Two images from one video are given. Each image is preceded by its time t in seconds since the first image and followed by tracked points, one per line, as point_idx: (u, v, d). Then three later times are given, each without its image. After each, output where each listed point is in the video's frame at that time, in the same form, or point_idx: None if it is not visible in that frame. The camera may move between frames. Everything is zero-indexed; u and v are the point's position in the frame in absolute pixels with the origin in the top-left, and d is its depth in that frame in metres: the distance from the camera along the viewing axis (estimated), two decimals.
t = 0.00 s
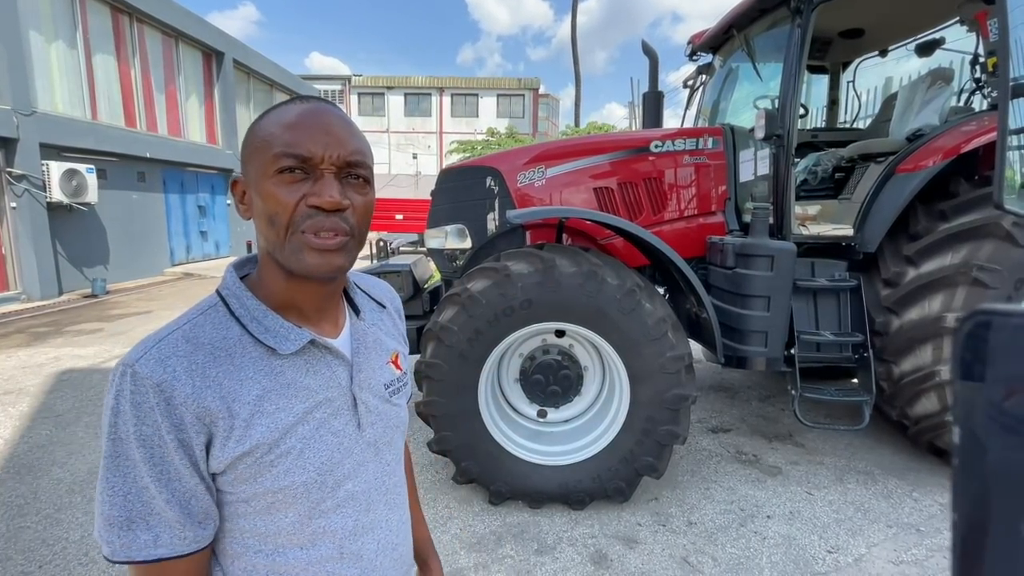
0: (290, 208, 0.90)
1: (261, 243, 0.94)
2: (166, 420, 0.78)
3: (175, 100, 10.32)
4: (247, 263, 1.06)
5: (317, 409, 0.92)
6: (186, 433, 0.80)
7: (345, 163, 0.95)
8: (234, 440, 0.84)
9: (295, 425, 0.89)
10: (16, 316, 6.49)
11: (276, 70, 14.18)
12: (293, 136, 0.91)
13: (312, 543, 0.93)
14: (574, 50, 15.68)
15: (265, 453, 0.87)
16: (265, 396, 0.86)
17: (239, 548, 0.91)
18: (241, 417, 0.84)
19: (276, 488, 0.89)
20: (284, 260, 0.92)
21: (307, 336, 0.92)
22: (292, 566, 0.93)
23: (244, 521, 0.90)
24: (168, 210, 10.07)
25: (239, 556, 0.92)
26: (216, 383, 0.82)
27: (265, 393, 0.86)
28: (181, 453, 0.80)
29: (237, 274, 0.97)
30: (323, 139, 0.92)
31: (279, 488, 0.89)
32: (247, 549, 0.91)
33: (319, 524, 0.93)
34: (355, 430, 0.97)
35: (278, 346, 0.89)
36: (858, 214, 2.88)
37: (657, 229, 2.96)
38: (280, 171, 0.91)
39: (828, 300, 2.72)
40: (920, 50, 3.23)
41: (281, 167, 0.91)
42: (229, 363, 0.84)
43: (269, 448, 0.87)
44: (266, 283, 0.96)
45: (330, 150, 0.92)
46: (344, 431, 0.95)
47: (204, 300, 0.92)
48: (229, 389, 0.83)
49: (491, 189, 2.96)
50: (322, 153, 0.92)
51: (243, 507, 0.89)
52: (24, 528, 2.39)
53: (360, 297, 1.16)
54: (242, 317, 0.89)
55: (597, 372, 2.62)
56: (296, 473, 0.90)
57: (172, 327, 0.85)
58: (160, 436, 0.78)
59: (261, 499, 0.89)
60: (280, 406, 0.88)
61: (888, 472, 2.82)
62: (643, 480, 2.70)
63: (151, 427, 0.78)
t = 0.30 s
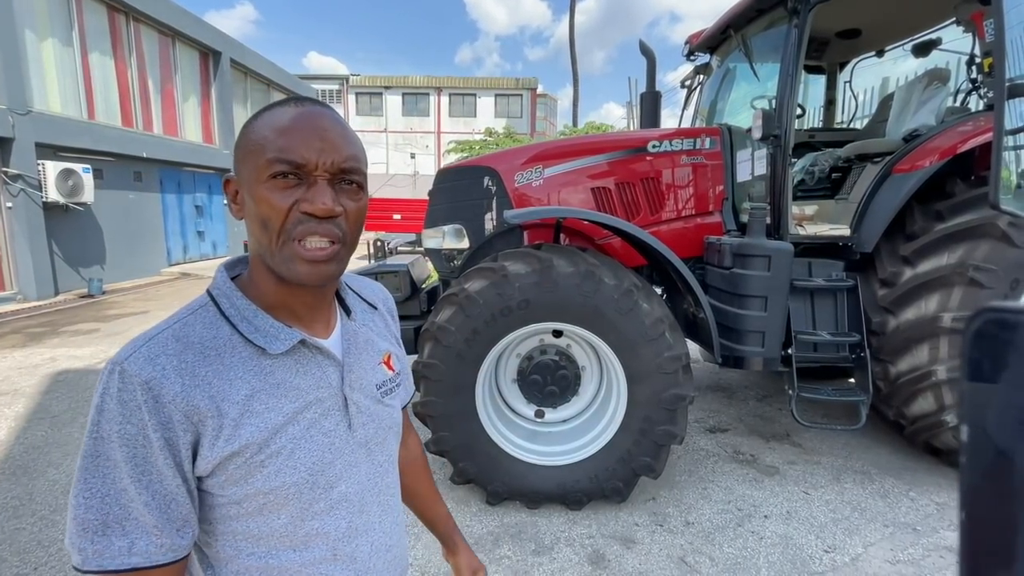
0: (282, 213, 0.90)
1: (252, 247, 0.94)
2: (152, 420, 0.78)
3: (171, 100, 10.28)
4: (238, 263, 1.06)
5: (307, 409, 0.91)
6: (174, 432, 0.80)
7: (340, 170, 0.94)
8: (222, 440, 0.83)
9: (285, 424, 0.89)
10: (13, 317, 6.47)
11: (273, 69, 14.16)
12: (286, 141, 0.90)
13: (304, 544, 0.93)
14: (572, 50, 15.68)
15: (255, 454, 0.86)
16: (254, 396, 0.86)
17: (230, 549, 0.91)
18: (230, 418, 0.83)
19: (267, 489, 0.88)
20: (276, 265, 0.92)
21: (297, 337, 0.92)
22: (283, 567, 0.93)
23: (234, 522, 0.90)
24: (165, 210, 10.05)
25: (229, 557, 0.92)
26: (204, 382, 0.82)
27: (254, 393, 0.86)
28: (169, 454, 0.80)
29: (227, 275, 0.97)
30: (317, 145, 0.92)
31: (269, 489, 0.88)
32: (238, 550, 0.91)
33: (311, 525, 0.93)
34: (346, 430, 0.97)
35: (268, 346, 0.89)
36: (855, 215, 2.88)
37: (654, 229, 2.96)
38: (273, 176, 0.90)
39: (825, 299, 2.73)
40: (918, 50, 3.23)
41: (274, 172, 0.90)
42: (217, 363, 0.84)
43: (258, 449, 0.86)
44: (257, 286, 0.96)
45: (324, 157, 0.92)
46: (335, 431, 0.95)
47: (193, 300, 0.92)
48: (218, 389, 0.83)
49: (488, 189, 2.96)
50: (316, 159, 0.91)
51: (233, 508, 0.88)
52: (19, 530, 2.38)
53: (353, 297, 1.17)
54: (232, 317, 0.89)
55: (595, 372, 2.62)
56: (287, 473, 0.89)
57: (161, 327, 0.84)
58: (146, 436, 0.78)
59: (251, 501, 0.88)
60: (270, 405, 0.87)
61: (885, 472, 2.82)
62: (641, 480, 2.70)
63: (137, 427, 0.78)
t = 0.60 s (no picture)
0: (276, 204, 0.90)
1: (245, 242, 0.93)
2: (147, 421, 0.78)
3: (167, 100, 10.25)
4: (231, 262, 1.05)
5: (302, 408, 0.91)
6: (167, 433, 0.79)
7: (332, 161, 0.94)
8: (217, 440, 0.83)
9: (280, 424, 0.89)
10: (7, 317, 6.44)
11: (269, 69, 14.12)
12: (278, 133, 0.91)
13: (299, 544, 0.93)
14: (569, 50, 15.70)
15: (250, 454, 0.86)
16: (248, 396, 0.86)
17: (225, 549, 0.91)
18: (224, 418, 0.83)
19: (262, 489, 0.88)
20: (269, 258, 0.91)
21: (291, 335, 0.92)
22: (278, 567, 0.92)
23: (229, 522, 0.89)
24: (161, 210, 10.02)
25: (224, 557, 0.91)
26: (197, 382, 0.82)
27: (248, 393, 0.86)
28: (165, 455, 0.79)
29: (219, 273, 0.97)
30: (308, 136, 0.92)
31: (264, 489, 0.88)
32: (232, 550, 0.91)
33: (305, 524, 0.93)
34: (340, 429, 0.97)
35: (261, 345, 0.88)
36: (850, 215, 2.90)
37: (651, 229, 2.97)
38: (265, 168, 0.90)
39: (821, 299, 2.74)
40: (913, 50, 3.24)
41: (266, 164, 0.90)
42: (211, 364, 0.84)
43: (254, 449, 0.86)
44: (251, 282, 0.95)
45: (316, 148, 0.92)
46: (330, 431, 0.95)
47: (186, 299, 0.91)
48: (211, 389, 0.83)
49: (486, 189, 2.96)
50: (308, 150, 0.91)
51: (229, 508, 0.88)
52: (13, 531, 2.37)
53: (346, 296, 1.16)
54: (225, 317, 0.89)
55: (592, 372, 2.63)
56: (281, 473, 0.89)
57: (152, 327, 0.84)
58: (141, 436, 0.77)
59: (247, 500, 0.88)
60: (264, 405, 0.87)
61: (881, 470, 2.83)
62: (638, 480, 2.70)
63: (132, 428, 0.77)
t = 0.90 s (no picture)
0: (266, 209, 0.90)
1: (236, 245, 0.94)
2: (140, 424, 0.78)
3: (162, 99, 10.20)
4: (222, 264, 1.06)
5: (295, 410, 0.91)
6: (161, 437, 0.79)
7: (322, 164, 0.94)
8: (211, 442, 0.83)
9: (274, 426, 0.89)
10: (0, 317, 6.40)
11: (266, 68, 14.07)
12: (268, 136, 0.91)
13: (294, 545, 0.93)
14: (566, 50, 15.70)
15: (244, 457, 0.86)
16: (241, 398, 0.86)
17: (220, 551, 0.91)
18: (218, 421, 0.83)
19: (257, 491, 0.88)
20: (261, 261, 0.91)
21: (284, 338, 0.92)
22: (273, 569, 0.92)
23: (224, 524, 0.89)
24: (156, 210, 9.99)
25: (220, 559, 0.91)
26: (190, 386, 0.82)
27: (241, 395, 0.86)
28: (159, 458, 0.79)
29: (211, 276, 0.97)
30: (299, 140, 0.92)
31: (259, 490, 0.88)
32: (227, 552, 0.91)
33: (300, 525, 0.93)
34: (334, 430, 0.97)
35: (253, 347, 0.89)
36: (846, 215, 2.91)
37: (648, 230, 2.97)
38: (255, 172, 0.90)
39: (816, 299, 2.76)
40: (908, 52, 3.26)
41: (256, 168, 0.90)
42: (204, 367, 0.84)
43: (248, 451, 0.86)
44: (242, 285, 0.96)
45: (306, 152, 0.92)
46: (324, 431, 0.95)
47: (177, 302, 0.91)
48: (204, 392, 0.83)
49: (482, 189, 2.96)
50: (299, 153, 0.92)
51: (224, 510, 0.88)
52: (7, 533, 2.36)
53: (340, 297, 1.16)
54: (217, 320, 0.89)
55: (588, 372, 2.63)
56: (276, 475, 0.89)
57: (145, 330, 0.84)
58: (135, 439, 0.77)
59: (242, 502, 0.88)
60: (257, 407, 0.87)
61: (876, 470, 2.85)
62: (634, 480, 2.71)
63: (126, 431, 0.77)
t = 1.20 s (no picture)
0: (261, 208, 0.90)
1: (231, 245, 0.93)
2: (134, 426, 0.77)
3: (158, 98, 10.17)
4: (217, 263, 1.05)
5: (293, 410, 0.91)
6: (156, 439, 0.79)
7: (318, 163, 0.94)
8: (206, 444, 0.82)
9: (271, 426, 0.88)
10: None
11: (263, 67, 14.04)
12: (263, 135, 0.91)
13: (291, 545, 0.93)
14: (564, 50, 15.71)
15: (240, 458, 0.86)
16: (238, 400, 0.86)
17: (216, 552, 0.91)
18: (214, 422, 0.83)
19: (254, 492, 0.88)
20: (256, 260, 0.91)
21: (280, 338, 0.92)
22: (271, 569, 0.92)
23: (219, 526, 0.89)
24: (152, 209, 9.95)
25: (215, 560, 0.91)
26: (185, 387, 0.81)
27: (238, 396, 0.86)
28: (153, 461, 0.79)
29: (206, 276, 0.96)
30: (295, 139, 0.92)
31: (256, 491, 0.88)
32: (224, 553, 0.91)
33: (298, 526, 0.93)
34: (332, 430, 0.97)
35: (250, 348, 0.89)
36: (842, 215, 2.93)
37: (645, 230, 2.98)
38: (251, 171, 0.90)
39: (813, 299, 2.77)
40: (905, 53, 3.28)
41: (251, 167, 0.90)
42: (200, 368, 0.83)
43: (244, 453, 0.86)
44: (237, 285, 0.95)
45: (302, 151, 0.92)
46: (322, 431, 0.95)
47: (172, 303, 0.91)
48: (199, 393, 0.82)
49: (480, 189, 2.96)
50: (294, 152, 0.91)
51: (219, 511, 0.88)
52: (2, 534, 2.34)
53: (337, 296, 1.16)
54: (213, 320, 0.88)
55: (586, 372, 2.64)
56: (273, 475, 0.89)
57: (140, 331, 0.83)
58: (128, 442, 0.77)
59: (238, 504, 0.88)
60: (254, 408, 0.87)
61: (872, 469, 2.86)
62: (632, 479, 2.71)
63: (119, 434, 0.77)
